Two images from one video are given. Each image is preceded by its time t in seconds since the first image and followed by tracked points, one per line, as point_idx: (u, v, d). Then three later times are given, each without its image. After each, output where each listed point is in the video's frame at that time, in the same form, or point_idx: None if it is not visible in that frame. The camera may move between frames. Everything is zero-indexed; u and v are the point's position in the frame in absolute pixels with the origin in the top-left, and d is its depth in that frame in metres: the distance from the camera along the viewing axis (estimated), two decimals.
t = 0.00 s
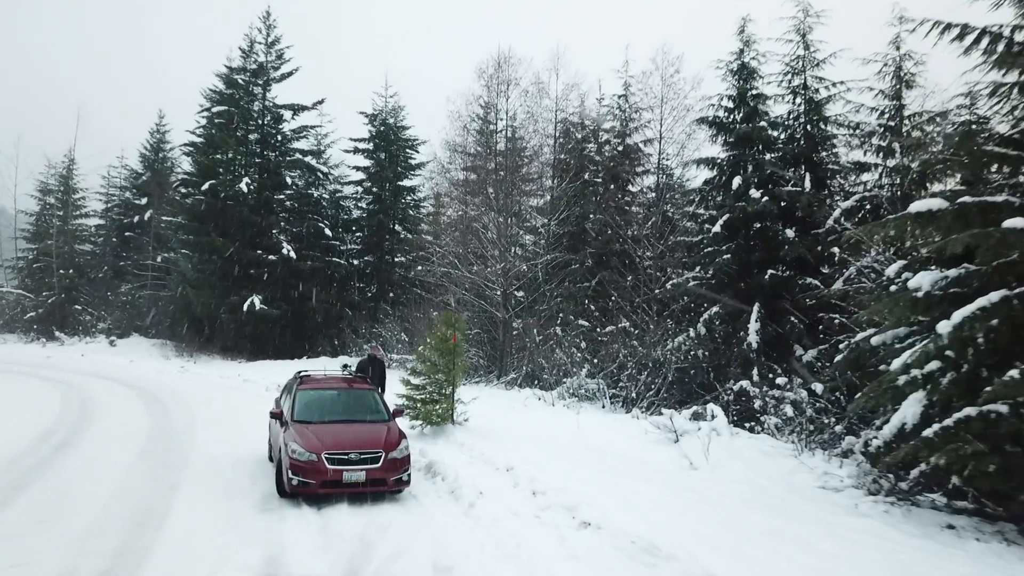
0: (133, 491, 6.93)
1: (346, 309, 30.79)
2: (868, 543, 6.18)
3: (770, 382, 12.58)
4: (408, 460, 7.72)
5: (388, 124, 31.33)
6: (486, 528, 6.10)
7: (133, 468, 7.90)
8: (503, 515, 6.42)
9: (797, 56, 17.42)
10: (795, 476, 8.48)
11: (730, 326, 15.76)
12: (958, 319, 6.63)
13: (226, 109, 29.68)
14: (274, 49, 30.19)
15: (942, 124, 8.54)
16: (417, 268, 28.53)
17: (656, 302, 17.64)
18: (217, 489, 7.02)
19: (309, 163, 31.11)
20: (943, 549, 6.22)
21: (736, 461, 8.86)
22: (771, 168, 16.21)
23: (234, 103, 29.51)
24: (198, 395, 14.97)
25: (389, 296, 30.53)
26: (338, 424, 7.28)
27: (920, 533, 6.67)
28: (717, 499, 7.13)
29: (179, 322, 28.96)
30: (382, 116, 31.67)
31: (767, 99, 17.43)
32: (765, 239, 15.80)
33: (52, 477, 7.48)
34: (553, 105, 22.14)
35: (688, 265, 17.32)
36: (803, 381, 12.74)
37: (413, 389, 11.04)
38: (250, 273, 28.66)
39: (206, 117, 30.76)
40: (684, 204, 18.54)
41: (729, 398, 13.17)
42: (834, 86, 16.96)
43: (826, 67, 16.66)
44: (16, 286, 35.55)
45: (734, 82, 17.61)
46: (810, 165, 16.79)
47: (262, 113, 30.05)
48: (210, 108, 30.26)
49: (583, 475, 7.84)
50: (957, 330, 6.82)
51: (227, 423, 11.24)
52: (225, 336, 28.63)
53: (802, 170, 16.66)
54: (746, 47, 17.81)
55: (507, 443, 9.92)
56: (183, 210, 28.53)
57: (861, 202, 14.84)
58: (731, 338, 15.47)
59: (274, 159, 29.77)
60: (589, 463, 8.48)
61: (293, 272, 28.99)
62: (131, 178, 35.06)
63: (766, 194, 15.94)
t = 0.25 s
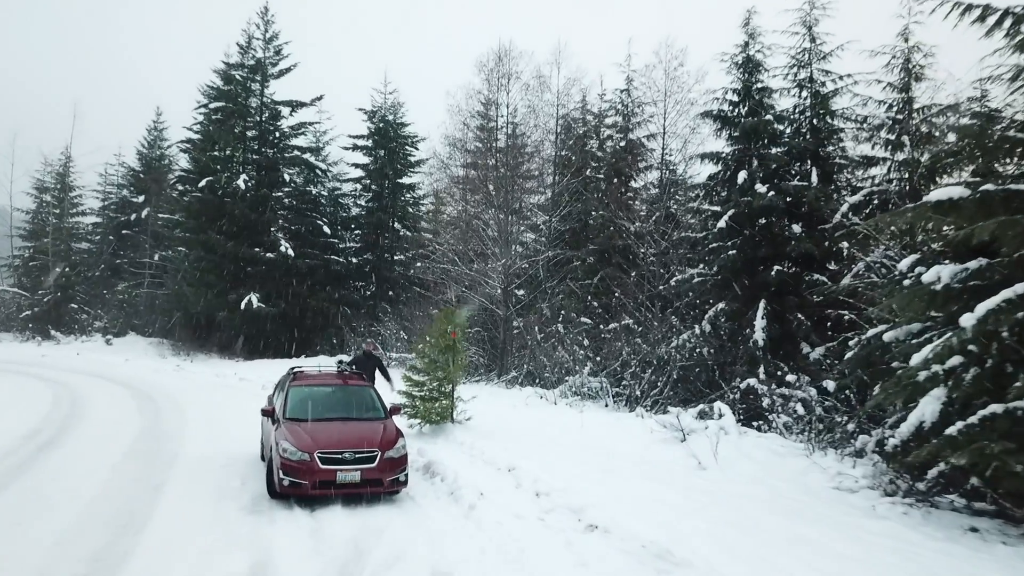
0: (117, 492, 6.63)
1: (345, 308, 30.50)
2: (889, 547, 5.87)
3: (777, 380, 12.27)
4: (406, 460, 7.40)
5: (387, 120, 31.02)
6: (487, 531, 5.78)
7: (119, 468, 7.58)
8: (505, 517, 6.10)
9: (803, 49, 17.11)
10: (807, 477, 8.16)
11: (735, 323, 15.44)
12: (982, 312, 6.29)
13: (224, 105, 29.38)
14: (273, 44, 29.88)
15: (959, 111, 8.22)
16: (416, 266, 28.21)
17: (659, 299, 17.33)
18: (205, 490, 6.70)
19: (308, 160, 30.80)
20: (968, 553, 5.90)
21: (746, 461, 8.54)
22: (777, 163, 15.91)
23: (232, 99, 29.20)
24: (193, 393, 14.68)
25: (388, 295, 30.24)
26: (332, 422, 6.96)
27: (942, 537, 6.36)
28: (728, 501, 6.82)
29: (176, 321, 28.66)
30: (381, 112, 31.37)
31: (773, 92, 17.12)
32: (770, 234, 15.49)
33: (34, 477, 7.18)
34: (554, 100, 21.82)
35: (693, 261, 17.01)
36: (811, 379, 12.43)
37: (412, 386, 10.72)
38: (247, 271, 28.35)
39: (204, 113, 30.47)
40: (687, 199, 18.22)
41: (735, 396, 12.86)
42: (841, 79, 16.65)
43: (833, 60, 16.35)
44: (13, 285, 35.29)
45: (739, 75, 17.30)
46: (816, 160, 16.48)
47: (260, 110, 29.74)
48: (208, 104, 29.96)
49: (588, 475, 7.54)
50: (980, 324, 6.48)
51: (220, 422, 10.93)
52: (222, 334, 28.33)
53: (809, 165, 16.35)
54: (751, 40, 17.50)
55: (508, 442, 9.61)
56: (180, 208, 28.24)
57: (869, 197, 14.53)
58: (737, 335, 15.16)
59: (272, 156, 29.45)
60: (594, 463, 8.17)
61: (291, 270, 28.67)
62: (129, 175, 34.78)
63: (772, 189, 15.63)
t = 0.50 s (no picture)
0: (101, 493, 6.34)
1: (344, 307, 30.21)
2: (911, 550, 5.58)
3: (784, 378, 12.00)
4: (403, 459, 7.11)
5: (386, 117, 30.74)
6: (488, 535, 5.50)
7: (103, 468, 7.26)
8: (508, 519, 5.82)
9: (810, 41, 16.78)
10: (821, 477, 7.85)
11: (741, 320, 15.16)
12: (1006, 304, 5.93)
13: (221, 101, 29.05)
14: (270, 40, 29.55)
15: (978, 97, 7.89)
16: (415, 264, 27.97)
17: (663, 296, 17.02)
18: (192, 491, 6.39)
19: (306, 157, 30.49)
20: (995, 557, 5.62)
21: (757, 461, 8.25)
22: (783, 157, 15.60)
23: (229, 95, 28.87)
24: (186, 392, 14.36)
25: (387, 293, 29.94)
26: (325, 420, 6.66)
27: (965, 539, 6.07)
28: (739, 503, 6.53)
29: (173, 319, 28.37)
30: (380, 109, 31.06)
31: (778, 86, 16.80)
32: (776, 230, 15.21)
33: (14, 477, 6.88)
34: (555, 95, 21.49)
35: (697, 257, 16.71)
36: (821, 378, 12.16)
37: (410, 383, 10.39)
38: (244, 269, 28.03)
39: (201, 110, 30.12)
40: (690, 195, 17.91)
41: (742, 395, 12.57)
42: (848, 72, 16.33)
43: (839, 52, 16.04)
44: (8, 283, 34.96)
45: (744, 68, 17.00)
46: (824, 154, 16.15)
47: (257, 106, 29.41)
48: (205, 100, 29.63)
49: (593, 476, 7.24)
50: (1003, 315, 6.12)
51: (212, 421, 10.63)
52: (219, 333, 28.07)
53: (815, 159, 16.04)
54: (756, 32, 17.18)
55: (509, 441, 9.31)
56: (177, 205, 27.93)
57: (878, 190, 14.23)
58: (743, 333, 14.88)
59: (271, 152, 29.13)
60: (599, 463, 7.88)
61: (289, 268, 28.35)
62: (125, 173, 34.47)
63: (778, 183, 15.34)
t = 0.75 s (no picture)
0: (82, 494, 6.05)
1: (343, 305, 29.92)
2: (935, 553, 5.29)
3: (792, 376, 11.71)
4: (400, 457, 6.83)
5: (386, 114, 30.50)
6: (490, 537, 5.22)
7: (88, 467, 6.98)
8: (510, 521, 5.54)
9: (815, 33, 16.50)
10: (834, 477, 7.56)
11: (746, 317, 14.89)
12: None
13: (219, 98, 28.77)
14: (268, 36, 29.28)
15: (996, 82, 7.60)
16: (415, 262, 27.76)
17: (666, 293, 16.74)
18: (178, 491, 6.11)
19: (305, 154, 30.21)
20: None
21: (767, 460, 7.96)
22: (789, 151, 15.33)
23: (227, 91, 28.56)
24: (181, 390, 14.08)
25: (387, 292, 29.67)
26: (319, 417, 6.39)
27: (990, 542, 5.77)
28: (752, 504, 6.23)
29: (170, 317, 28.09)
30: (379, 106, 30.80)
31: (784, 79, 16.52)
32: (782, 225, 14.93)
33: None
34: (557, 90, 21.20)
35: (702, 253, 16.44)
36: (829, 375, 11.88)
37: (408, 380, 10.12)
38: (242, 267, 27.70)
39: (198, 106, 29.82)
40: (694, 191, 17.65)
41: (748, 392, 12.29)
42: (854, 65, 16.04)
43: (846, 45, 15.76)
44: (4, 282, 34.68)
45: (748, 61, 16.72)
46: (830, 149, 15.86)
47: (255, 102, 29.13)
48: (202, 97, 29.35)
49: (598, 475, 6.96)
50: None
51: (205, 419, 10.35)
52: (217, 332, 27.80)
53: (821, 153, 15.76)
54: (761, 25, 16.90)
55: (510, 440, 9.03)
56: (174, 202, 27.66)
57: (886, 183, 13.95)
58: (748, 330, 14.61)
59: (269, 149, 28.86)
60: (603, 462, 7.60)
61: (287, 266, 28.05)
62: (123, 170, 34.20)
63: (784, 177, 15.07)
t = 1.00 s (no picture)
0: (62, 495, 5.77)
1: (342, 303, 29.66)
2: (961, 557, 5.02)
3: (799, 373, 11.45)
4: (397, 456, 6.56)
5: (385, 110, 30.26)
6: (491, 541, 4.95)
7: (71, 467, 6.70)
8: (512, 523, 5.27)
9: (821, 26, 16.23)
10: (847, 477, 7.29)
11: (751, 314, 14.62)
12: None
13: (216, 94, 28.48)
14: (266, 32, 28.99)
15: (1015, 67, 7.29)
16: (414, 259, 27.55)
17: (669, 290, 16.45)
18: (165, 493, 5.82)
19: (303, 151, 29.94)
20: None
21: (778, 459, 7.68)
22: (795, 145, 15.06)
23: (224, 88, 28.27)
24: (175, 388, 13.81)
25: (386, 289, 29.42)
26: (312, 413, 6.12)
27: (1016, 545, 5.50)
28: (766, 505, 5.95)
29: (167, 316, 27.82)
30: (379, 102, 30.55)
31: (789, 73, 16.25)
32: (788, 220, 14.69)
33: None
34: (558, 84, 20.98)
35: (706, 250, 16.19)
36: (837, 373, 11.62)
37: (406, 377, 9.86)
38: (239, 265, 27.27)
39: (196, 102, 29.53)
40: (697, 186, 17.40)
41: (754, 390, 12.02)
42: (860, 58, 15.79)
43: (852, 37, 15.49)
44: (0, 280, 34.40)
45: (753, 54, 16.45)
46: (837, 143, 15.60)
47: (253, 99, 28.84)
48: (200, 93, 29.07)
49: (604, 476, 6.69)
50: None
51: (197, 418, 10.07)
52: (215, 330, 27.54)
53: (828, 148, 15.49)
54: (766, 17, 16.61)
55: (511, 439, 8.76)
56: (171, 199, 27.38)
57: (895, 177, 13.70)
58: (753, 327, 14.35)
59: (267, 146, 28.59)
60: (608, 461, 7.33)
61: (285, 264, 27.77)
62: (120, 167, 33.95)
63: (790, 172, 14.80)
